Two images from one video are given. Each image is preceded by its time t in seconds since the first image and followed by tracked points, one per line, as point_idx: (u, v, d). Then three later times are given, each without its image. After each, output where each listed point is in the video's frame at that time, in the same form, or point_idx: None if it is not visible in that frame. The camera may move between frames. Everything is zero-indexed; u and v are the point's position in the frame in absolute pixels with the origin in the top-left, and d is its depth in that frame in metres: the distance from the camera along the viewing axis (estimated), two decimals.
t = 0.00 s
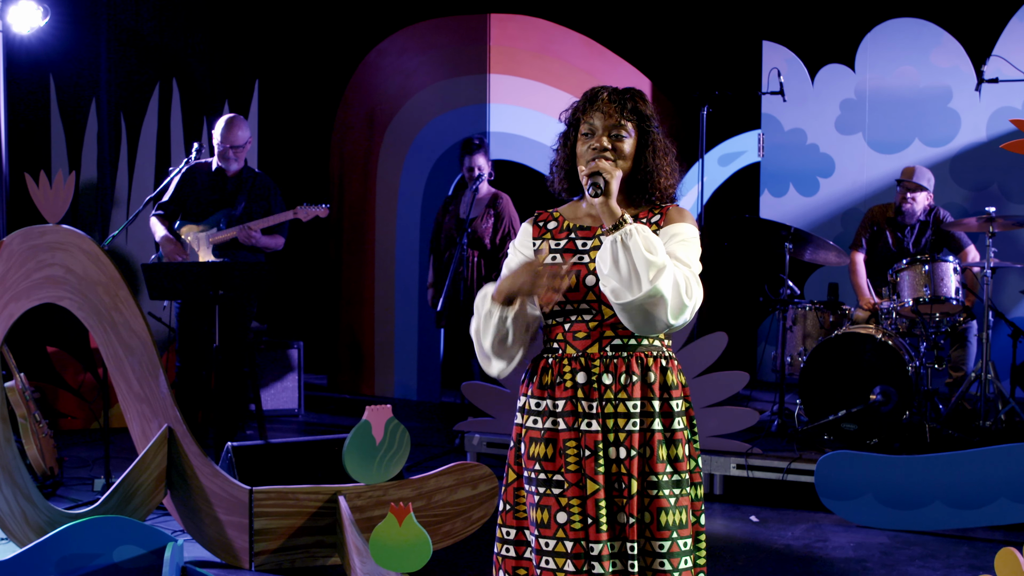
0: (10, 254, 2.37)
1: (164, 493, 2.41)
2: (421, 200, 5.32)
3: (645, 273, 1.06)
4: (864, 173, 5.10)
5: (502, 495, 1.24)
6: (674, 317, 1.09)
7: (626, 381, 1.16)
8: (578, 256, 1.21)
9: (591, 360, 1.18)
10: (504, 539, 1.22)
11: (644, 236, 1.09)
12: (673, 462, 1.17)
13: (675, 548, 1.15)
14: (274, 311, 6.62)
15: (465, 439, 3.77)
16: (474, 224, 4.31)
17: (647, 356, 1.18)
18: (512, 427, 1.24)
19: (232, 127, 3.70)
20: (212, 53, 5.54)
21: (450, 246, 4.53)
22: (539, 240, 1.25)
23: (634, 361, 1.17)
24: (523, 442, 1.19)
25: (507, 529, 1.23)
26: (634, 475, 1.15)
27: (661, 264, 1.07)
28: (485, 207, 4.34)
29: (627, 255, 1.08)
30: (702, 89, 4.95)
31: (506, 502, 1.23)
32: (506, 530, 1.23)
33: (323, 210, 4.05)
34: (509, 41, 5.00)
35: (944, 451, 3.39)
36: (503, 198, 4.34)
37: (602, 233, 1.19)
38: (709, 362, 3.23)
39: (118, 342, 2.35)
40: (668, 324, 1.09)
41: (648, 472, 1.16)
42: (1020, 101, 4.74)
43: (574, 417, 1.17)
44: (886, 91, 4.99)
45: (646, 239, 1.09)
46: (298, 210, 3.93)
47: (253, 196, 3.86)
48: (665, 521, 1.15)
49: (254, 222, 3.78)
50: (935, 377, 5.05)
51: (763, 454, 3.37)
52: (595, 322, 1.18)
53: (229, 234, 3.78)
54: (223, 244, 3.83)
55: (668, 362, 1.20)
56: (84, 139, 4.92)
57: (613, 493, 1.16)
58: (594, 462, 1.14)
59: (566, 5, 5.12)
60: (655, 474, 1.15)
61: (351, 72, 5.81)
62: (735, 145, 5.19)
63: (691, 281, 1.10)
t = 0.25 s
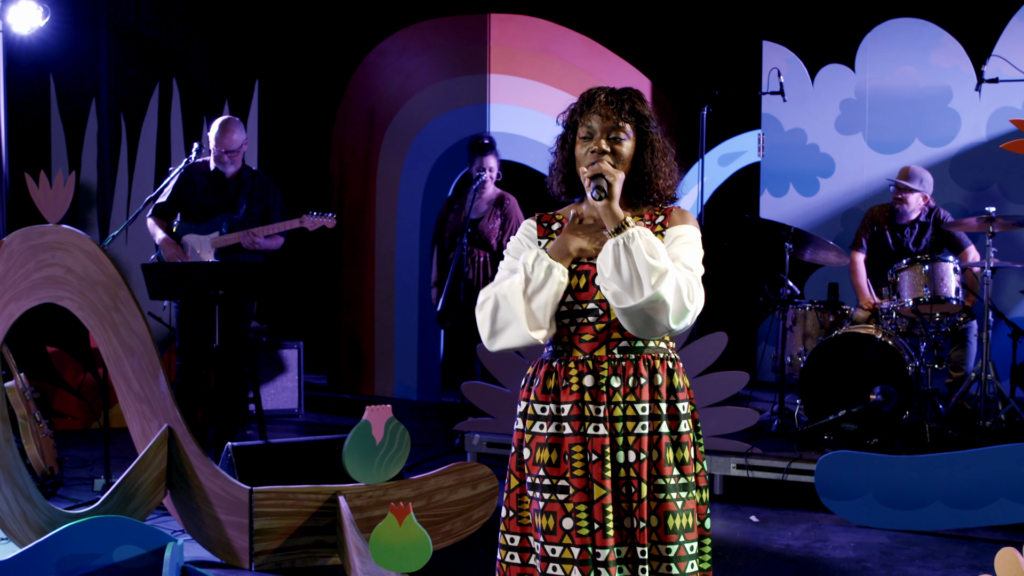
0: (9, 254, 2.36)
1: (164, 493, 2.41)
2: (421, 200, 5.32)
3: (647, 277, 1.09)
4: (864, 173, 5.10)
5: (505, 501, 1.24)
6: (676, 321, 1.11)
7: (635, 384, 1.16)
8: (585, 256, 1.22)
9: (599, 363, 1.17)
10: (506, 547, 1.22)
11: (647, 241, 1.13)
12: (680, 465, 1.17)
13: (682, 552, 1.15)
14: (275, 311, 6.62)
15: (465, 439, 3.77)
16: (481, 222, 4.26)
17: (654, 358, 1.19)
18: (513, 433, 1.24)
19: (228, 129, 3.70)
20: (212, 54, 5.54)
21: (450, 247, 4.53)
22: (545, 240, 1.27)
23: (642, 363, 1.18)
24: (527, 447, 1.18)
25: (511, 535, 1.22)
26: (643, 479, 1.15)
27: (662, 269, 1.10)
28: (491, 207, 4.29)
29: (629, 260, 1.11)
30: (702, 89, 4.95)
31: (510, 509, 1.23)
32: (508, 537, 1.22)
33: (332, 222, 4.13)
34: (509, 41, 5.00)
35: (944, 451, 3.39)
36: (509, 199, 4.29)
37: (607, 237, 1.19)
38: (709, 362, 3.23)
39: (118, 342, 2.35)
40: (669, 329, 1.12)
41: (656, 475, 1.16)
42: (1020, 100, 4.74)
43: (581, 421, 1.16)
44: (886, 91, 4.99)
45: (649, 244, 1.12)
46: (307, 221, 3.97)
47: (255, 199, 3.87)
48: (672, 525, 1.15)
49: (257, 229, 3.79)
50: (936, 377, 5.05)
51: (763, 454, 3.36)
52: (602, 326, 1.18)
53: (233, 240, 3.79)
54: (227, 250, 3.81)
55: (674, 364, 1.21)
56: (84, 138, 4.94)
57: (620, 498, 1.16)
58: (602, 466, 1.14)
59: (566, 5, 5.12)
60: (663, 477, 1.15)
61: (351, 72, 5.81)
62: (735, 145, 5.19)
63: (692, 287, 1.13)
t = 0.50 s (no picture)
0: (9, 253, 2.36)
1: (164, 493, 2.41)
2: (421, 200, 5.32)
3: (658, 287, 1.09)
4: (864, 173, 5.10)
5: (507, 511, 1.22)
6: (682, 332, 1.12)
7: (647, 389, 1.16)
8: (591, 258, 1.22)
9: (610, 368, 1.17)
10: (512, 558, 1.21)
11: (658, 249, 1.13)
12: (688, 470, 1.17)
13: (691, 559, 1.15)
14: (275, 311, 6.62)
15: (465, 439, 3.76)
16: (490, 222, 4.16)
17: (664, 363, 1.19)
18: (513, 443, 1.23)
19: (217, 129, 3.68)
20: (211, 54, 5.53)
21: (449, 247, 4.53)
22: (546, 242, 1.25)
23: (652, 368, 1.18)
24: (535, 456, 1.17)
25: (514, 548, 1.21)
26: (655, 485, 1.15)
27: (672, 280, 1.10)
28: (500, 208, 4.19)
29: (640, 267, 1.11)
30: (702, 89, 4.95)
31: (512, 520, 1.22)
32: (512, 549, 1.21)
33: (326, 215, 4.07)
34: (509, 41, 5.00)
35: (944, 451, 3.39)
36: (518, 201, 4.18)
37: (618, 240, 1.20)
38: (709, 362, 3.23)
39: (118, 342, 2.35)
40: (673, 338, 1.12)
41: (666, 481, 1.16)
42: (1020, 100, 4.74)
43: (592, 428, 1.15)
44: (886, 90, 4.99)
45: (660, 253, 1.12)
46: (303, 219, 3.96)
47: (247, 197, 3.87)
48: (680, 532, 1.14)
49: (255, 231, 3.81)
50: (936, 377, 5.05)
51: (763, 454, 3.36)
52: (611, 331, 1.18)
53: (230, 242, 3.81)
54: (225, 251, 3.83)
55: (680, 369, 1.22)
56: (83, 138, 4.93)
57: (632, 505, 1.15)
58: (614, 473, 1.14)
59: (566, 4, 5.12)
60: (672, 483, 1.15)
61: (352, 72, 5.81)
62: (735, 145, 5.20)
63: (699, 298, 1.14)
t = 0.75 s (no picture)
0: (10, 253, 2.36)
1: (164, 493, 2.41)
2: (421, 200, 5.32)
3: (678, 272, 1.08)
4: (864, 173, 5.10)
5: (509, 515, 1.17)
6: (700, 319, 1.10)
7: (660, 385, 1.14)
8: (597, 251, 1.19)
9: (623, 364, 1.14)
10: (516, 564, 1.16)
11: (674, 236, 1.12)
12: (698, 466, 1.16)
13: (703, 556, 1.13)
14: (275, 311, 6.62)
15: (465, 439, 3.76)
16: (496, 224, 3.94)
17: (674, 358, 1.17)
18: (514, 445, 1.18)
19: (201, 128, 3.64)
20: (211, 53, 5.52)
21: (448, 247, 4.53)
22: (549, 236, 1.22)
23: (664, 363, 1.16)
24: (544, 458, 1.14)
25: (516, 551, 1.17)
26: (668, 482, 1.14)
27: (691, 266, 1.09)
28: (509, 209, 3.94)
29: (658, 253, 1.09)
30: (701, 89, 4.96)
31: (515, 524, 1.17)
32: (515, 555, 1.17)
33: (315, 217, 4.09)
34: (509, 41, 5.00)
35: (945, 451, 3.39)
36: (528, 200, 3.92)
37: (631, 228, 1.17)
38: (709, 362, 3.23)
39: (118, 342, 2.35)
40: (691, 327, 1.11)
41: (679, 478, 1.14)
42: (1020, 100, 4.73)
43: (606, 426, 1.13)
44: (886, 90, 4.99)
45: (675, 239, 1.11)
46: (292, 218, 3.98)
47: (235, 197, 3.87)
48: (692, 529, 1.13)
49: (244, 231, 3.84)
50: (936, 377, 5.05)
51: (763, 454, 3.36)
52: (623, 325, 1.15)
53: (219, 243, 3.82)
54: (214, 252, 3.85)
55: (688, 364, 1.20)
56: (83, 139, 5.02)
57: (645, 504, 1.13)
58: (628, 473, 1.12)
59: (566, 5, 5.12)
60: (683, 480, 1.14)
61: (352, 72, 5.81)
62: (735, 145, 5.20)
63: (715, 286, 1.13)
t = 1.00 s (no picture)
0: (10, 253, 2.37)
1: (164, 493, 2.41)
2: (421, 200, 5.32)
3: (688, 268, 1.08)
4: (864, 173, 5.10)
5: (515, 525, 1.16)
6: (711, 314, 1.10)
7: (669, 385, 1.14)
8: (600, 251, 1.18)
9: (632, 365, 1.13)
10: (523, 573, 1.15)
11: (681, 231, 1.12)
12: (705, 468, 1.15)
13: (711, 560, 1.13)
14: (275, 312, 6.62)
15: (465, 439, 3.76)
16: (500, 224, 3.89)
17: (681, 357, 1.17)
18: (521, 451, 1.16)
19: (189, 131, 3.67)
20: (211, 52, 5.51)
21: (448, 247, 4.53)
22: (548, 236, 1.22)
23: (671, 363, 1.16)
24: (553, 463, 1.12)
25: (521, 563, 1.15)
26: (679, 485, 1.13)
27: (699, 261, 1.09)
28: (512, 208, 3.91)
29: (666, 249, 1.09)
30: (701, 90, 4.96)
31: (520, 534, 1.15)
32: (519, 565, 1.15)
33: (308, 214, 4.08)
34: (509, 41, 5.00)
35: (945, 451, 3.39)
36: (530, 199, 3.89)
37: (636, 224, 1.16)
38: (709, 362, 3.23)
39: (118, 342, 2.35)
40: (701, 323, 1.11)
41: (689, 480, 1.14)
42: (1020, 100, 4.73)
43: (617, 430, 1.11)
44: (886, 90, 4.99)
45: (684, 235, 1.11)
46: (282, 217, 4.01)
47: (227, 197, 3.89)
48: (701, 533, 1.12)
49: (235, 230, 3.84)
50: (936, 377, 5.05)
51: (763, 454, 3.36)
52: (631, 326, 1.14)
53: (213, 244, 3.82)
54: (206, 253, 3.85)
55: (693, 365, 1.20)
56: (84, 139, 4.97)
57: (657, 508, 1.12)
58: (640, 477, 1.10)
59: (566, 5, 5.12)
60: (693, 482, 1.13)
61: (352, 72, 5.81)
62: (735, 145, 5.21)
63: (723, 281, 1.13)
